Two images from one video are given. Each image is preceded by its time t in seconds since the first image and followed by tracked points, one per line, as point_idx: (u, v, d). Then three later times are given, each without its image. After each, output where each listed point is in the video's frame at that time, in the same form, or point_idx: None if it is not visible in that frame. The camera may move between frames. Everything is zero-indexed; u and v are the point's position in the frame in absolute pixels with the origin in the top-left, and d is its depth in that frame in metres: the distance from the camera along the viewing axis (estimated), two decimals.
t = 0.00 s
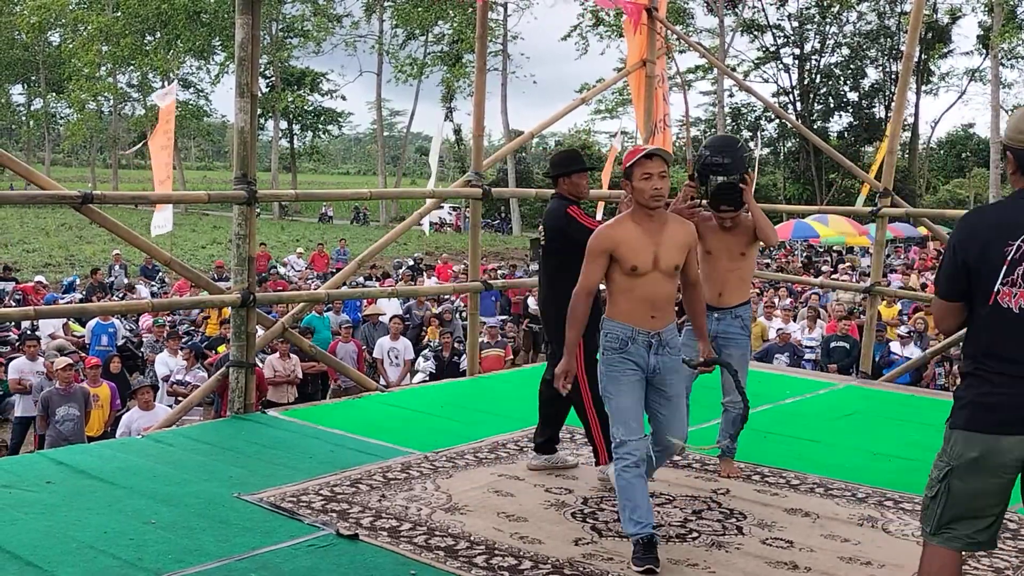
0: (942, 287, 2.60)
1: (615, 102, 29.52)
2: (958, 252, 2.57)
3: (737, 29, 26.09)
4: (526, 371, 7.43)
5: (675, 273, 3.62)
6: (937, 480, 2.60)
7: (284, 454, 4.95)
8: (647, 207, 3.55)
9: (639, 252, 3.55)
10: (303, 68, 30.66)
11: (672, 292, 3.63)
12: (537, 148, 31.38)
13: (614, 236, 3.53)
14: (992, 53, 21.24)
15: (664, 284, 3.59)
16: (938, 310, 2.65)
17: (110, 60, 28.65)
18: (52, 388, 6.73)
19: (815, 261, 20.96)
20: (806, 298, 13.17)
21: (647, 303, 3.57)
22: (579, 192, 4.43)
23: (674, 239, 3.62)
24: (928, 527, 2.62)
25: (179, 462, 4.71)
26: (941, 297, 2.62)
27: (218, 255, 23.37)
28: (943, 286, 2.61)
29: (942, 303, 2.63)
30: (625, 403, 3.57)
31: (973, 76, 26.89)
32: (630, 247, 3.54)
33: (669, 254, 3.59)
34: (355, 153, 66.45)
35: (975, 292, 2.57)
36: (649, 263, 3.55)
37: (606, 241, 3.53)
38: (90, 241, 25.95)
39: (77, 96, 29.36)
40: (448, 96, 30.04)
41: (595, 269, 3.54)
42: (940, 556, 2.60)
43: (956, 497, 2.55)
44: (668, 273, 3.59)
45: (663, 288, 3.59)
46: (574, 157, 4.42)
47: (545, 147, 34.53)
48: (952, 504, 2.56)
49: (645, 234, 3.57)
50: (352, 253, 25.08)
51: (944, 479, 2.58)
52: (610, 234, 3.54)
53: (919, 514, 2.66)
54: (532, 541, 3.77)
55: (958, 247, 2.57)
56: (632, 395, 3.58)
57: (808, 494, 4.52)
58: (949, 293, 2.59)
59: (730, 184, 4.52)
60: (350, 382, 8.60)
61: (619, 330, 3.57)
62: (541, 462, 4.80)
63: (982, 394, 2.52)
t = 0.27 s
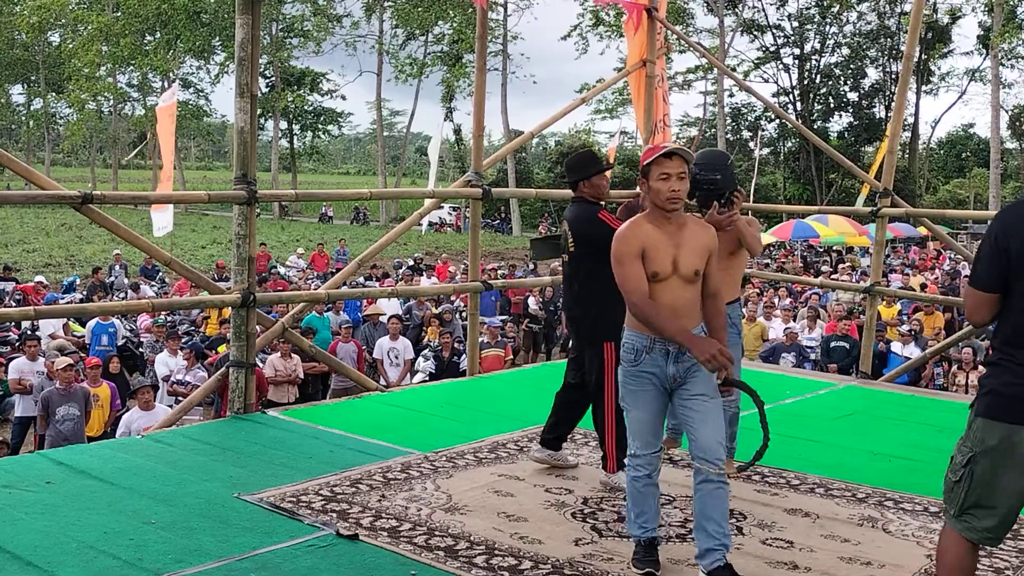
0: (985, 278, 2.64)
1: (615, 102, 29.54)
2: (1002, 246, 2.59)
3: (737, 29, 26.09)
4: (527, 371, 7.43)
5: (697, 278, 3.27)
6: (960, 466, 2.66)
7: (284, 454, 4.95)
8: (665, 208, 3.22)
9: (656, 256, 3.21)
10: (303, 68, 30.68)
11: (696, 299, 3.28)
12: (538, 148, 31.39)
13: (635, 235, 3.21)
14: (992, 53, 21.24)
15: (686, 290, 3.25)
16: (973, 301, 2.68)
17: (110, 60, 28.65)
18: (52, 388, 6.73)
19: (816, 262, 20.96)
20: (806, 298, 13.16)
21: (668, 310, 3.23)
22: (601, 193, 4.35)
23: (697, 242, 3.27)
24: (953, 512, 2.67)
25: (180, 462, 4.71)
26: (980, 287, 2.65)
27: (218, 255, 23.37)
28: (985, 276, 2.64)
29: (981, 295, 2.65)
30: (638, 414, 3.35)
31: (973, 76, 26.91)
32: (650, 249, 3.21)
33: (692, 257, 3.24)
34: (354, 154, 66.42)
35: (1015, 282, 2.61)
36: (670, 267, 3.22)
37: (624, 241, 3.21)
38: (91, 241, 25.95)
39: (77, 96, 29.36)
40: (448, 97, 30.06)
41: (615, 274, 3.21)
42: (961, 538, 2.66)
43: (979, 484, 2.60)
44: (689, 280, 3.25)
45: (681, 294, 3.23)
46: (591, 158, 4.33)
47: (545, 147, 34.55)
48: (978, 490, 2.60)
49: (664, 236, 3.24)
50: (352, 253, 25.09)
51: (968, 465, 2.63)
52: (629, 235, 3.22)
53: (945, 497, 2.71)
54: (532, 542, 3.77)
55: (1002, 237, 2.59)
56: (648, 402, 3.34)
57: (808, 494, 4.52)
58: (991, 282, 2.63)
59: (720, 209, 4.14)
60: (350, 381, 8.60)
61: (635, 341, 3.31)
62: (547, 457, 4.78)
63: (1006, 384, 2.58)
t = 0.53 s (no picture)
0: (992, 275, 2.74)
1: (615, 102, 29.54)
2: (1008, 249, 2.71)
3: (737, 29, 26.09)
4: (528, 371, 7.44)
5: (740, 288, 3.08)
6: (980, 468, 2.79)
7: (284, 454, 4.95)
8: (708, 213, 3.06)
9: (695, 261, 3.04)
10: (303, 68, 30.68)
11: (738, 310, 3.08)
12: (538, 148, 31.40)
13: (671, 239, 3.06)
14: (992, 53, 21.25)
15: (727, 299, 3.07)
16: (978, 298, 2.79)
17: (110, 59, 28.65)
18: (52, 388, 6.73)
19: (815, 261, 20.97)
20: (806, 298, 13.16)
21: (707, 319, 3.04)
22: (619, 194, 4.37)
23: (742, 250, 3.09)
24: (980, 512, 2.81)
25: (180, 462, 4.71)
26: (986, 285, 2.75)
27: (218, 255, 23.38)
28: (993, 274, 2.74)
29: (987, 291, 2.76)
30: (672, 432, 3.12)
31: (973, 76, 26.91)
32: (690, 254, 3.04)
33: (733, 265, 3.07)
34: (354, 154, 66.40)
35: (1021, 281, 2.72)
36: (710, 272, 3.04)
37: (660, 244, 3.06)
38: (90, 241, 25.95)
39: (77, 96, 29.35)
40: (448, 97, 30.06)
41: (650, 279, 3.04)
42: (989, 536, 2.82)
43: (999, 485, 2.73)
44: (732, 289, 3.06)
45: (721, 303, 3.04)
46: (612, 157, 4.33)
47: (545, 147, 34.55)
48: (998, 491, 2.74)
49: (705, 242, 3.06)
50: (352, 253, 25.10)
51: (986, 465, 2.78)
52: (667, 238, 3.06)
53: (971, 497, 2.85)
54: (532, 542, 3.77)
55: (1009, 241, 2.70)
56: (678, 426, 3.11)
57: (808, 494, 4.52)
58: (997, 280, 2.73)
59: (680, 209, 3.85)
60: (350, 381, 8.60)
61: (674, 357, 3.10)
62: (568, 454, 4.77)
63: (1009, 381, 2.70)
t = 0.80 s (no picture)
0: (965, 278, 2.85)
1: (615, 102, 29.54)
2: (979, 254, 2.80)
3: (737, 29, 26.09)
4: (528, 371, 7.44)
5: (785, 296, 2.99)
6: (973, 468, 2.86)
7: (284, 454, 4.95)
8: (752, 225, 2.98)
9: (736, 272, 2.95)
10: (303, 68, 30.68)
11: (782, 322, 2.99)
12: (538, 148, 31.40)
13: (708, 249, 2.98)
14: (991, 53, 21.26)
15: (771, 310, 2.97)
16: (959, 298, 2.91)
17: (110, 60, 28.65)
18: (52, 388, 6.73)
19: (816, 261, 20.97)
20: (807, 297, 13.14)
21: (749, 331, 2.95)
22: (616, 195, 4.34)
23: (786, 262, 3.00)
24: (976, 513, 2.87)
25: (180, 463, 4.71)
26: (964, 285, 2.86)
27: (219, 255, 23.37)
28: (968, 276, 2.85)
29: (963, 293, 2.88)
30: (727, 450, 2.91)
31: (973, 76, 26.92)
32: (728, 263, 2.96)
33: (777, 274, 2.97)
34: (354, 154, 66.38)
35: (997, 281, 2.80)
36: (752, 282, 2.95)
37: (695, 253, 2.99)
38: (90, 241, 25.94)
39: (77, 96, 29.34)
40: (448, 97, 30.07)
41: (683, 288, 3.02)
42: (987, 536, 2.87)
43: (993, 484, 2.80)
44: (776, 300, 2.97)
45: (763, 317, 2.96)
46: (611, 157, 4.32)
47: (545, 147, 34.54)
48: (993, 491, 2.81)
49: (749, 253, 2.98)
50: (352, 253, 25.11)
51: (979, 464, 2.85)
52: (703, 246, 2.99)
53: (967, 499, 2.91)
54: (532, 541, 3.77)
55: (986, 243, 2.78)
56: (732, 446, 2.91)
57: (808, 494, 4.52)
58: (973, 281, 2.83)
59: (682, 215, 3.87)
60: (350, 381, 8.60)
61: (719, 368, 2.96)
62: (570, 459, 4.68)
63: (990, 379, 2.79)
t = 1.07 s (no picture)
0: (936, 276, 2.99)
1: (616, 102, 29.54)
2: (950, 250, 2.93)
3: (737, 29, 26.08)
4: (528, 371, 7.44)
5: (822, 309, 2.78)
6: (939, 451, 2.98)
7: (284, 454, 4.95)
8: (784, 235, 2.74)
9: (772, 287, 2.72)
10: (303, 68, 30.68)
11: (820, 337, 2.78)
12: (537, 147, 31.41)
13: (741, 265, 2.74)
14: (991, 53, 21.25)
15: (810, 324, 2.76)
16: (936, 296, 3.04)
17: (109, 59, 28.64)
18: (51, 388, 6.73)
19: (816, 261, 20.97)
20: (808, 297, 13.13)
21: (789, 350, 2.72)
22: (598, 196, 4.35)
23: (822, 272, 2.78)
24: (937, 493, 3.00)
25: (180, 462, 4.71)
26: (935, 280, 2.99)
27: (218, 255, 23.37)
28: (941, 274, 2.98)
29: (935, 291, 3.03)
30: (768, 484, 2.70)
31: (974, 76, 26.91)
32: (762, 279, 2.72)
33: (814, 285, 2.76)
34: (354, 154, 66.36)
35: (966, 275, 2.91)
36: (788, 297, 2.72)
37: (727, 270, 2.74)
38: (90, 241, 25.94)
39: (77, 96, 29.34)
40: (448, 96, 30.06)
41: (710, 309, 2.78)
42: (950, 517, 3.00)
43: (957, 466, 2.92)
44: (814, 315, 2.76)
45: (802, 332, 2.74)
46: (597, 158, 4.32)
47: (545, 147, 34.54)
48: (954, 473, 2.93)
49: (783, 266, 2.75)
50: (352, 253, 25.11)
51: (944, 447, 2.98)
52: (733, 260, 2.75)
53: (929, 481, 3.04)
54: (532, 541, 3.77)
55: (957, 240, 2.91)
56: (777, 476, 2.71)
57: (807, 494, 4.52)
58: (943, 277, 2.97)
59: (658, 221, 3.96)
60: (350, 381, 8.60)
61: (758, 391, 2.72)
62: (564, 467, 4.61)
63: (963, 369, 2.91)
